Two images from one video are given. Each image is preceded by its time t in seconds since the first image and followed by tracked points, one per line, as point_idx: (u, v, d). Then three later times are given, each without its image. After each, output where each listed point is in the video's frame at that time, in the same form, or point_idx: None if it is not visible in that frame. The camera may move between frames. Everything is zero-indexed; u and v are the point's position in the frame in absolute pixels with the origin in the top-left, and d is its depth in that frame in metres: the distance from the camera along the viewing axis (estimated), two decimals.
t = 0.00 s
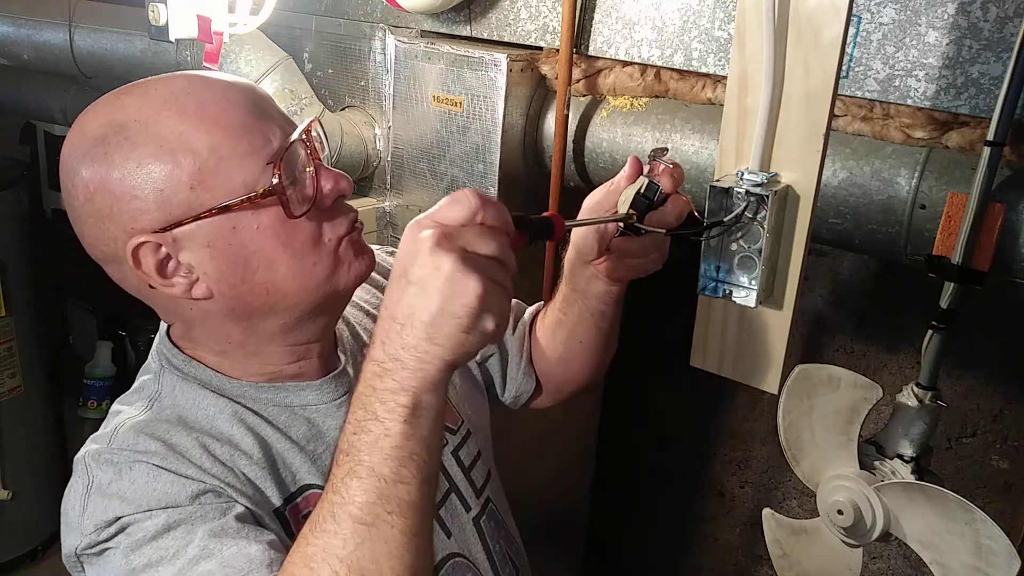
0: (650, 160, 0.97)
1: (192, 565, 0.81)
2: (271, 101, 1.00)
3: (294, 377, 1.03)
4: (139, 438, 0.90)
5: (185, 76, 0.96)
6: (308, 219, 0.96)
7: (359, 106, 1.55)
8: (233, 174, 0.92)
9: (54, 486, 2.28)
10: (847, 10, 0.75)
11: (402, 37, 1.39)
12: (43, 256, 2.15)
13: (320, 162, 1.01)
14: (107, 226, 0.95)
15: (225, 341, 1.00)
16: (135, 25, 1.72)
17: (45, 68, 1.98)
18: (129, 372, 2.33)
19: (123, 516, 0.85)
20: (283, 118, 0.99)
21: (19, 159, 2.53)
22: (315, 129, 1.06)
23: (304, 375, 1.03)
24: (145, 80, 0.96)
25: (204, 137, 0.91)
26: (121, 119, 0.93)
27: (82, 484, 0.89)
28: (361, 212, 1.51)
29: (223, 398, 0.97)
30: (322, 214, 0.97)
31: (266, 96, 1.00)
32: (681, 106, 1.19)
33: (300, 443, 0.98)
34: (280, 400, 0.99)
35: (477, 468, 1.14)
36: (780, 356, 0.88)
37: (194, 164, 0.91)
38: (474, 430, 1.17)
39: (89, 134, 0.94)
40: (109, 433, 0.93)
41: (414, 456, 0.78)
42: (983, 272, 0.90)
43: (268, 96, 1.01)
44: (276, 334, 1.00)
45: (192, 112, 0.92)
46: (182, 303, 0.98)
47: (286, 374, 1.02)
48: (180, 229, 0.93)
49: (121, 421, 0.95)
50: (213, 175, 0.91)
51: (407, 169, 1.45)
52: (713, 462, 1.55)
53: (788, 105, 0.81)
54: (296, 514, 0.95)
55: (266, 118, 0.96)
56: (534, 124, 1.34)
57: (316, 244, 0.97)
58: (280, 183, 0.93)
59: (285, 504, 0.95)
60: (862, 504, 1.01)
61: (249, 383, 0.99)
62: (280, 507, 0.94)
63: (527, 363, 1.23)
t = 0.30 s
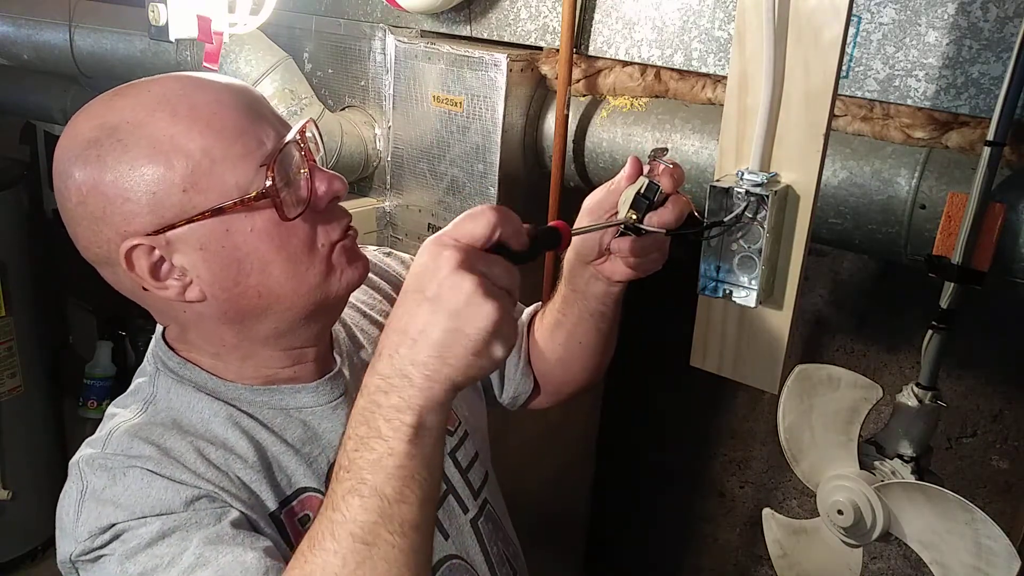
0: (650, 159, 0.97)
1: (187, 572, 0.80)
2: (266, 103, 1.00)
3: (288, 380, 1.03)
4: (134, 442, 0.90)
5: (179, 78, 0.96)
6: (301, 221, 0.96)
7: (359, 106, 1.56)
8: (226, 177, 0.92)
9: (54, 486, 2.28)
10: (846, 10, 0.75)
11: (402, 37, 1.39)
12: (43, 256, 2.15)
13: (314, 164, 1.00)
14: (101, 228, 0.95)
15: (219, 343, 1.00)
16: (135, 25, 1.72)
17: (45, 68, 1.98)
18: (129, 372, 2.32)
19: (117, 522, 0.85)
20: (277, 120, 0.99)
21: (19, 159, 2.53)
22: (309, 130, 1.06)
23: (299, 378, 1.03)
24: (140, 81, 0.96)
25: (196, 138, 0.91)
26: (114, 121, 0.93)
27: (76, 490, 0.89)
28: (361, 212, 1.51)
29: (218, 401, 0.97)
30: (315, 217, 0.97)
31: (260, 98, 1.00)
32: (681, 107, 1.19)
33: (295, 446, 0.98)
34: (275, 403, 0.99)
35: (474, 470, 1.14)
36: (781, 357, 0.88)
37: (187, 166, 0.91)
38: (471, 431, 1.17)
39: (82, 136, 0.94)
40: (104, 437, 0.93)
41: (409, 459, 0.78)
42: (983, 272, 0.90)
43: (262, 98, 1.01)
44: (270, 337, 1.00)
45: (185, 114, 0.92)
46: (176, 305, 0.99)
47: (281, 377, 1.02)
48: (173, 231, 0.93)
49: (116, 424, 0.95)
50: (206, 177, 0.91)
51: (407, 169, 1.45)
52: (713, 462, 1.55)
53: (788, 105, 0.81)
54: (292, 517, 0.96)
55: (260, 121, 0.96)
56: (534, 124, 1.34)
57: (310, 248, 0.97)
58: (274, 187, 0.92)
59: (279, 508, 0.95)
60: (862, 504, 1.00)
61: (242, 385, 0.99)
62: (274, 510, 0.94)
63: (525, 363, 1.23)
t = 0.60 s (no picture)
0: (649, 160, 0.97)
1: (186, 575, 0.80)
2: (263, 104, 1.00)
3: (287, 381, 1.03)
4: (132, 444, 0.90)
5: (174, 79, 0.96)
6: (298, 223, 0.96)
7: (359, 106, 1.56)
8: (221, 179, 0.92)
9: (54, 486, 2.28)
10: (847, 10, 0.75)
11: (402, 37, 1.39)
12: (43, 256, 2.15)
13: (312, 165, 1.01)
14: (97, 230, 0.95)
15: (217, 344, 1.00)
16: (135, 25, 1.72)
17: (45, 68, 1.98)
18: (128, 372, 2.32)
19: (116, 525, 0.85)
20: (274, 120, 0.99)
21: (19, 159, 2.53)
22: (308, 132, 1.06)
23: (298, 378, 1.03)
24: (135, 82, 0.96)
25: (191, 141, 0.91)
26: (109, 123, 0.93)
27: (74, 491, 0.89)
28: (361, 212, 1.52)
29: (216, 402, 0.97)
30: (312, 219, 0.97)
31: (257, 98, 1.00)
32: (681, 107, 1.19)
33: (294, 447, 0.98)
34: (274, 404, 0.99)
35: (473, 472, 1.14)
36: (780, 357, 0.88)
37: (182, 169, 0.91)
38: (470, 432, 1.17)
39: (77, 138, 0.94)
40: (102, 438, 0.93)
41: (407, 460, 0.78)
42: (983, 272, 0.90)
43: (259, 98, 1.00)
44: (268, 339, 1.00)
45: (180, 116, 0.92)
46: (173, 308, 0.99)
47: (279, 378, 1.02)
48: (169, 235, 0.93)
49: (114, 425, 0.95)
50: (202, 179, 0.91)
51: (407, 169, 1.45)
52: (713, 462, 1.55)
53: (788, 105, 0.81)
54: (290, 518, 0.95)
55: (256, 122, 0.96)
56: (534, 124, 1.34)
57: (306, 251, 0.97)
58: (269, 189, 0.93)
59: (278, 509, 0.95)
60: (862, 504, 1.00)
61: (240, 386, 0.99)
62: (273, 512, 0.94)
63: (524, 364, 1.22)
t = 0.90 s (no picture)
0: (649, 159, 0.97)
1: None
2: (265, 104, 1.00)
3: (289, 381, 1.03)
4: (133, 445, 0.90)
5: (176, 79, 0.95)
6: (300, 226, 0.95)
7: (359, 106, 1.56)
8: (223, 181, 0.92)
9: (54, 486, 2.28)
10: (847, 10, 0.75)
11: (402, 37, 1.39)
12: (43, 256, 2.15)
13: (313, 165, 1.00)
14: (98, 230, 0.95)
15: (219, 345, 1.00)
16: (135, 25, 1.72)
17: (45, 68, 1.98)
18: (128, 372, 2.32)
19: (117, 526, 0.85)
20: (276, 121, 0.99)
21: (19, 159, 2.53)
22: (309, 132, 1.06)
23: (299, 379, 1.03)
24: (138, 82, 0.96)
25: (194, 143, 0.91)
26: (111, 124, 0.93)
27: (75, 492, 0.89)
28: (361, 212, 1.52)
29: (218, 403, 0.97)
30: (314, 221, 0.97)
31: (259, 99, 1.00)
32: (681, 107, 1.19)
33: (295, 449, 0.98)
34: (275, 405, 0.99)
35: (473, 473, 1.14)
36: (780, 357, 0.88)
37: (184, 170, 0.91)
38: (470, 433, 1.17)
39: (79, 138, 0.94)
40: (103, 438, 0.93)
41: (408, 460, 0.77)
42: (983, 272, 0.90)
43: (261, 99, 1.00)
44: (269, 340, 1.00)
45: (183, 117, 0.92)
46: (175, 308, 0.99)
47: (281, 378, 1.02)
48: (171, 236, 0.93)
49: (116, 425, 0.95)
50: (204, 181, 0.91)
51: (407, 169, 1.45)
52: (713, 462, 1.55)
53: (788, 105, 0.81)
54: (292, 520, 0.96)
55: (259, 123, 0.96)
56: (534, 124, 1.34)
57: (308, 253, 0.97)
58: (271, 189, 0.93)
59: (280, 511, 0.95)
60: (862, 504, 1.00)
61: (242, 387, 0.99)
62: (274, 513, 0.94)
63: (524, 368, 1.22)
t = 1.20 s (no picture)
0: (649, 159, 0.96)
1: None
2: (266, 105, 1.00)
3: (289, 381, 1.03)
4: (134, 445, 0.90)
5: (178, 79, 0.96)
6: (301, 226, 0.95)
7: (359, 106, 1.56)
8: (224, 181, 0.92)
9: (54, 486, 2.28)
10: (846, 10, 0.75)
11: (402, 37, 1.39)
12: (43, 256, 2.15)
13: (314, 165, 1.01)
14: (98, 230, 0.95)
15: (220, 345, 1.00)
16: (135, 25, 1.72)
17: (45, 68, 1.98)
18: (128, 372, 2.32)
19: (118, 527, 0.85)
20: (276, 121, 0.99)
21: (19, 159, 2.53)
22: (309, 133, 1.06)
23: (300, 379, 1.03)
24: (140, 82, 0.96)
25: (195, 143, 0.91)
26: (112, 124, 0.93)
27: (76, 492, 0.89)
28: (361, 212, 1.52)
29: (218, 403, 0.97)
30: (316, 221, 0.97)
31: (260, 99, 1.00)
32: (681, 107, 1.19)
33: (296, 449, 0.98)
34: (276, 405, 0.99)
35: (474, 473, 1.14)
36: (780, 357, 0.88)
37: (185, 171, 0.91)
38: (471, 434, 1.17)
39: (80, 138, 0.94)
40: (104, 438, 0.93)
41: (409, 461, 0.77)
42: (983, 272, 0.90)
43: (262, 100, 1.00)
44: (270, 340, 1.00)
45: (183, 118, 0.92)
46: (175, 309, 0.99)
47: (281, 378, 1.02)
48: (172, 236, 0.93)
49: (116, 426, 0.95)
50: (204, 182, 0.91)
51: (407, 169, 1.45)
52: (713, 462, 1.55)
53: (788, 105, 0.81)
54: (292, 520, 0.96)
55: (260, 123, 0.96)
56: (534, 124, 1.34)
57: (310, 253, 0.96)
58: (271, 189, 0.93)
59: (280, 511, 0.95)
60: (863, 504, 1.00)
61: (243, 387, 0.99)
62: (274, 513, 0.94)
63: (525, 368, 1.23)
